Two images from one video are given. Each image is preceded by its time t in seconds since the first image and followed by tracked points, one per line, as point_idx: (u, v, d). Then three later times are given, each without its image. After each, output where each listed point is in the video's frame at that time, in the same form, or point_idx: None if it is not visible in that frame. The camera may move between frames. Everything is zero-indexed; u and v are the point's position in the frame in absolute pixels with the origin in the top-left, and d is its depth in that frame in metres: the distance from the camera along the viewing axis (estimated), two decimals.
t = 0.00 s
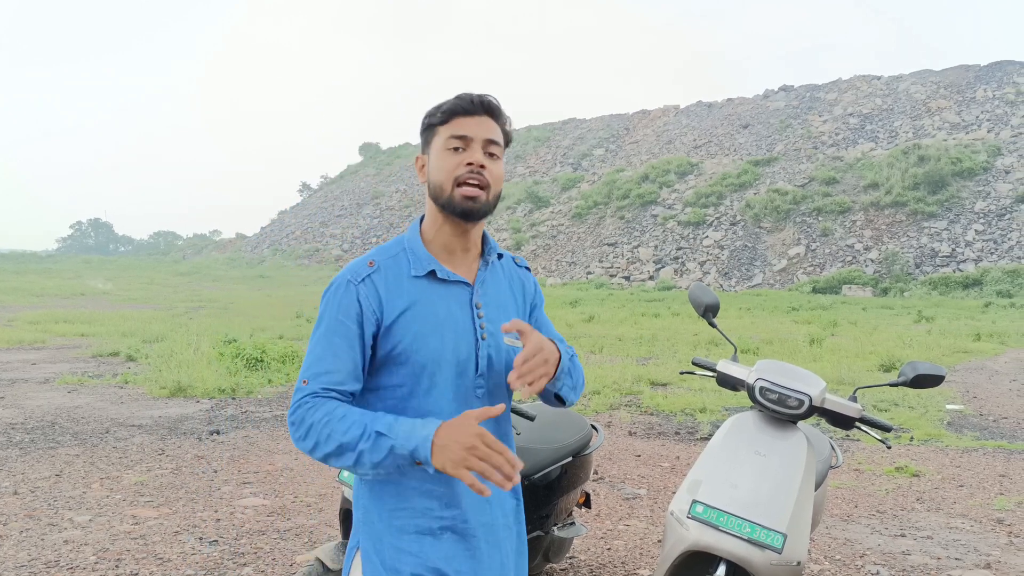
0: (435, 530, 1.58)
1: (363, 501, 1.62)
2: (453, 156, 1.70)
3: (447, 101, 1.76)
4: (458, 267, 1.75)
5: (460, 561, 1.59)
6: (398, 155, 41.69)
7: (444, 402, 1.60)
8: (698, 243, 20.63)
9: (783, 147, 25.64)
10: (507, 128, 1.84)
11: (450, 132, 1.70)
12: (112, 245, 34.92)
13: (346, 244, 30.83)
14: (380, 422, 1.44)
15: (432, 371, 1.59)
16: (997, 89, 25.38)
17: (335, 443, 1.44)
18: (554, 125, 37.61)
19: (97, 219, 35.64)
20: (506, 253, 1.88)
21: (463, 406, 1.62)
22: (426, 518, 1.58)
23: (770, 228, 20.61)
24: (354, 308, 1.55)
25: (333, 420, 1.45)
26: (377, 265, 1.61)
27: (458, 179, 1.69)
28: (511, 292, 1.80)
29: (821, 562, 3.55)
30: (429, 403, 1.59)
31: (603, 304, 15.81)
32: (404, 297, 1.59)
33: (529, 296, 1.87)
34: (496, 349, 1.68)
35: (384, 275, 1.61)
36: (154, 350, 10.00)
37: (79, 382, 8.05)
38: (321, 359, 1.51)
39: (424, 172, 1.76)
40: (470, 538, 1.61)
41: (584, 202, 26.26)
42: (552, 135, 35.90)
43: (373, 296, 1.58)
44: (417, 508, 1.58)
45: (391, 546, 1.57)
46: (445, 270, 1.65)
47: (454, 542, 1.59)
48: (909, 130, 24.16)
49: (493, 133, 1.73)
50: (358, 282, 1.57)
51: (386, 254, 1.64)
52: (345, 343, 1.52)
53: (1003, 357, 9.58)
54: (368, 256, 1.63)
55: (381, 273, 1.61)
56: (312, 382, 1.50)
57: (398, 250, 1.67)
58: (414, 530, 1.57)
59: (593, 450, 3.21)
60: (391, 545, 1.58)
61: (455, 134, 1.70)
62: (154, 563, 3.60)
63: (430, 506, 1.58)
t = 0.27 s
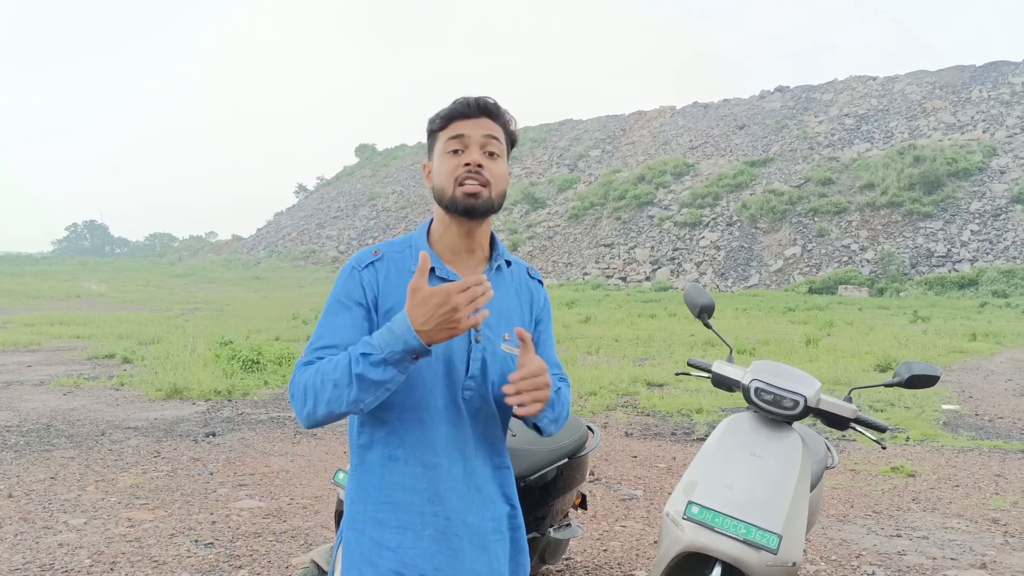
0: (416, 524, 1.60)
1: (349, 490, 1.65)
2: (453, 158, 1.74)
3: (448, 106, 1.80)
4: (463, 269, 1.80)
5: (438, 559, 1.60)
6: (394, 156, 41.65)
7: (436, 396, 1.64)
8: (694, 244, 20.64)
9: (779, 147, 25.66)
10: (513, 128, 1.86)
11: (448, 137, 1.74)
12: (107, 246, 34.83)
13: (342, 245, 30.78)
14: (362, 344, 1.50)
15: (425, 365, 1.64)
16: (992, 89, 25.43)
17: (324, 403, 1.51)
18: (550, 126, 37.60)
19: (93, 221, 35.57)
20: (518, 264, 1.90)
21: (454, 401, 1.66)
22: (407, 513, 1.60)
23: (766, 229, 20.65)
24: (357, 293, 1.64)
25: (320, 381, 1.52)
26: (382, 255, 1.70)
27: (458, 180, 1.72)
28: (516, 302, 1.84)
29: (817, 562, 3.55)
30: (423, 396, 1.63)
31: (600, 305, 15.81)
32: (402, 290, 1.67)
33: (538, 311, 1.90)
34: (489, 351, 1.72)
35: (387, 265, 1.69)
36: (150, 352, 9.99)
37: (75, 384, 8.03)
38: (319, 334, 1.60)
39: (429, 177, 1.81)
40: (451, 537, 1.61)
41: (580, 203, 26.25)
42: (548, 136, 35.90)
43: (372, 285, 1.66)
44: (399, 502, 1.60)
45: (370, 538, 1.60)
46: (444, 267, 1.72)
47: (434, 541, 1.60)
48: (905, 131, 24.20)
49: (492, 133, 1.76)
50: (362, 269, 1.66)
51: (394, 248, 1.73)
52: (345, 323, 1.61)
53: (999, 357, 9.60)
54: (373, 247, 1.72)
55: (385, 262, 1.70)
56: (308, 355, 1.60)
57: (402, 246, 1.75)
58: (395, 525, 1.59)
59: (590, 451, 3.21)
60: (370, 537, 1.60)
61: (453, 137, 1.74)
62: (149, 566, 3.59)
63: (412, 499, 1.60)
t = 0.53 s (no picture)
0: (403, 524, 1.64)
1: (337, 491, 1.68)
2: (447, 173, 1.75)
3: (447, 115, 1.81)
4: (458, 274, 1.80)
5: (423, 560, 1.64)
6: (390, 156, 41.65)
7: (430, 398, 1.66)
8: (691, 245, 20.67)
9: (775, 148, 25.70)
10: (514, 132, 1.86)
11: (445, 150, 1.76)
12: (103, 248, 34.79)
13: (339, 246, 30.75)
14: (377, 408, 1.52)
15: (421, 368, 1.66)
16: (987, 89, 25.49)
17: (331, 426, 1.54)
18: (547, 127, 37.63)
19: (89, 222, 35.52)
20: (511, 268, 1.91)
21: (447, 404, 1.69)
22: (395, 512, 1.64)
23: (762, 229, 20.66)
24: (353, 295, 1.64)
25: (330, 403, 1.54)
26: (378, 256, 1.70)
27: (452, 197, 1.74)
28: (509, 305, 1.85)
29: (813, 562, 3.55)
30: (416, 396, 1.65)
31: (597, 305, 15.82)
32: (398, 291, 1.68)
33: (529, 314, 1.91)
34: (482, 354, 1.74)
35: (382, 266, 1.69)
36: (146, 354, 9.98)
37: (71, 386, 8.02)
38: (320, 341, 1.59)
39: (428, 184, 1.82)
40: (438, 536, 1.65)
41: (577, 203, 26.26)
42: (545, 137, 35.92)
43: (369, 288, 1.66)
44: (388, 501, 1.63)
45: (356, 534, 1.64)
46: (441, 272, 1.73)
47: (420, 540, 1.64)
48: (900, 131, 24.24)
49: (490, 148, 1.76)
50: (359, 271, 1.67)
51: (389, 249, 1.73)
52: (344, 327, 1.61)
53: (994, 357, 9.62)
54: (369, 248, 1.72)
55: (380, 263, 1.70)
56: (311, 365, 1.59)
57: (398, 247, 1.75)
58: (383, 523, 1.63)
59: (586, 452, 3.21)
60: (357, 534, 1.64)
61: (449, 153, 1.75)
62: (145, 567, 3.59)
63: (400, 500, 1.64)
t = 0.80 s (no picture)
0: (390, 528, 1.64)
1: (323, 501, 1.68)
2: (424, 181, 1.73)
3: (427, 116, 1.77)
4: (424, 275, 1.79)
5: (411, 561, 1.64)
6: (388, 157, 41.64)
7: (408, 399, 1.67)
8: (688, 245, 20.68)
9: (772, 148, 25.73)
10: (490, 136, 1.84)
11: (422, 157, 1.73)
12: (101, 249, 34.76)
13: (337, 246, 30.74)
14: (369, 422, 1.56)
15: (394, 370, 1.66)
16: (984, 89, 25.52)
17: (323, 441, 1.55)
18: (544, 127, 37.64)
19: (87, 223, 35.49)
20: (473, 260, 1.92)
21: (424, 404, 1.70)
22: (381, 517, 1.63)
23: (760, 229, 20.67)
24: (323, 306, 1.63)
25: (321, 420, 1.55)
26: (344, 262, 1.69)
27: (426, 205, 1.72)
28: (477, 300, 1.87)
29: (811, 562, 3.55)
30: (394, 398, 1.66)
31: (595, 305, 15.81)
32: (367, 296, 1.67)
33: (494, 305, 1.93)
34: (454, 353, 1.75)
35: (350, 272, 1.68)
36: (144, 355, 9.97)
37: (68, 387, 8.01)
38: (295, 355, 1.59)
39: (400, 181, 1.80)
40: (425, 536, 1.65)
41: (575, 203, 26.27)
42: (542, 137, 35.93)
43: (339, 296, 1.65)
44: (373, 507, 1.63)
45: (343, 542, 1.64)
46: (408, 274, 1.73)
47: (409, 543, 1.64)
48: (898, 131, 24.27)
49: (468, 158, 1.75)
50: (326, 280, 1.66)
51: (354, 254, 1.72)
52: (315, 339, 1.60)
53: (992, 356, 9.63)
54: (334, 254, 1.71)
55: (347, 269, 1.69)
56: (289, 382, 1.58)
57: (362, 250, 1.74)
58: (370, 528, 1.63)
59: (583, 453, 3.21)
60: (343, 541, 1.64)
61: (428, 160, 1.72)
62: (142, 569, 3.58)
63: (385, 504, 1.64)
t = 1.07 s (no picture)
0: (353, 537, 1.61)
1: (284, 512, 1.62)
2: (420, 181, 1.67)
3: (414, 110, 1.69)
4: (378, 271, 1.73)
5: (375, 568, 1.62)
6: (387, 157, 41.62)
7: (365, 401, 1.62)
8: (688, 245, 20.69)
9: (772, 148, 25.73)
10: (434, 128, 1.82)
11: (416, 154, 1.66)
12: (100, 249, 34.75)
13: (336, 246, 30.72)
14: (341, 428, 1.52)
15: (352, 372, 1.61)
16: (984, 89, 25.53)
17: (293, 450, 1.50)
18: (543, 127, 37.63)
19: (86, 223, 35.47)
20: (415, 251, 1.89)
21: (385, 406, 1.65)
22: (343, 525, 1.60)
23: (759, 229, 20.66)
24: (280, 311, 1.56)
25: (288, 427, 1.50)
26: (299, 263, 1.62)
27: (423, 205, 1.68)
28: (427, 294, 1.84)
29: (810, 562, 3.55)
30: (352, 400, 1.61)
31: (594, 305, 15.80)
32: (324, 298, 1.61)
33: (441, 296, 1.91)
34: (412, 351, 1.72)
35: (305, 274, 1.62)
36: (143, 355, 9.97)
37: (68, 387, 8.01)
38: (253, 363, 1.52)
39: (371, 175, 1.67)
40: (387, 541, 1.63)
41: (574, 203, 26.26)
42: (542, 137, 35.92)
43: (294, 299, 1.58)
44: (336, 515, 1.60)
45: (305, 556, 1.60)
46: (362, 271, 1.67)
47: (370, 549, 1.62)
48: (897, 130, 24.27)
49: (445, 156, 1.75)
50: (283, 283, 1.58)
51: (307, 253, 1.65)
52: (272, 347, 1.53)
53: (992, 356, 9.63)
54: (286, 255, 1.63)
55: (303, 271, 1.62)
56: (249, 392, 1.52)
57: (314, 248, 1.67)
58: (333, 537, 1.60)
59: (583, 452, 3.21)
60: (307, 552, 1.60)
61: (427, 160, 1.67)
62: (142, 568, 3.58)
63: (348, 512, 1.61)
